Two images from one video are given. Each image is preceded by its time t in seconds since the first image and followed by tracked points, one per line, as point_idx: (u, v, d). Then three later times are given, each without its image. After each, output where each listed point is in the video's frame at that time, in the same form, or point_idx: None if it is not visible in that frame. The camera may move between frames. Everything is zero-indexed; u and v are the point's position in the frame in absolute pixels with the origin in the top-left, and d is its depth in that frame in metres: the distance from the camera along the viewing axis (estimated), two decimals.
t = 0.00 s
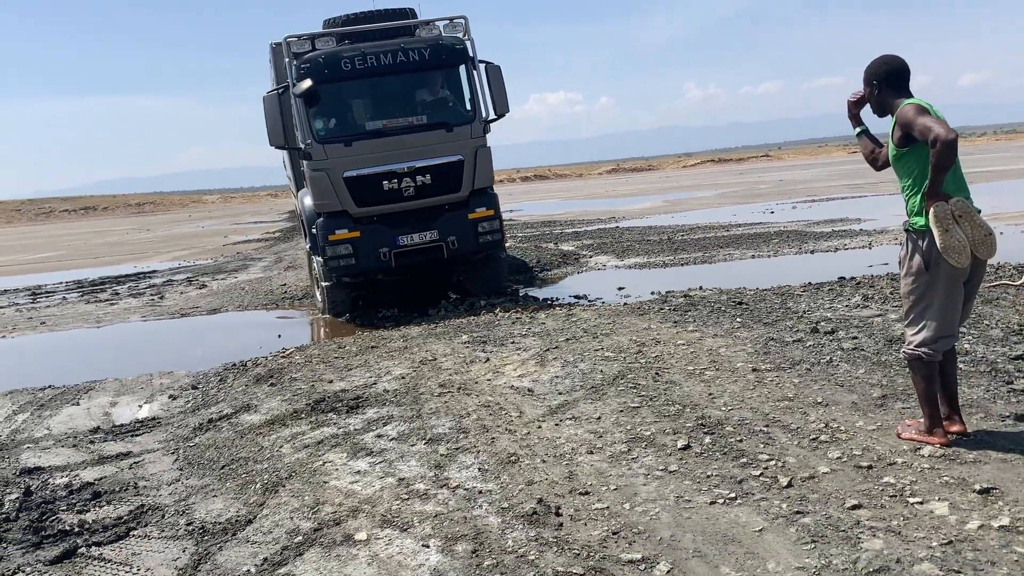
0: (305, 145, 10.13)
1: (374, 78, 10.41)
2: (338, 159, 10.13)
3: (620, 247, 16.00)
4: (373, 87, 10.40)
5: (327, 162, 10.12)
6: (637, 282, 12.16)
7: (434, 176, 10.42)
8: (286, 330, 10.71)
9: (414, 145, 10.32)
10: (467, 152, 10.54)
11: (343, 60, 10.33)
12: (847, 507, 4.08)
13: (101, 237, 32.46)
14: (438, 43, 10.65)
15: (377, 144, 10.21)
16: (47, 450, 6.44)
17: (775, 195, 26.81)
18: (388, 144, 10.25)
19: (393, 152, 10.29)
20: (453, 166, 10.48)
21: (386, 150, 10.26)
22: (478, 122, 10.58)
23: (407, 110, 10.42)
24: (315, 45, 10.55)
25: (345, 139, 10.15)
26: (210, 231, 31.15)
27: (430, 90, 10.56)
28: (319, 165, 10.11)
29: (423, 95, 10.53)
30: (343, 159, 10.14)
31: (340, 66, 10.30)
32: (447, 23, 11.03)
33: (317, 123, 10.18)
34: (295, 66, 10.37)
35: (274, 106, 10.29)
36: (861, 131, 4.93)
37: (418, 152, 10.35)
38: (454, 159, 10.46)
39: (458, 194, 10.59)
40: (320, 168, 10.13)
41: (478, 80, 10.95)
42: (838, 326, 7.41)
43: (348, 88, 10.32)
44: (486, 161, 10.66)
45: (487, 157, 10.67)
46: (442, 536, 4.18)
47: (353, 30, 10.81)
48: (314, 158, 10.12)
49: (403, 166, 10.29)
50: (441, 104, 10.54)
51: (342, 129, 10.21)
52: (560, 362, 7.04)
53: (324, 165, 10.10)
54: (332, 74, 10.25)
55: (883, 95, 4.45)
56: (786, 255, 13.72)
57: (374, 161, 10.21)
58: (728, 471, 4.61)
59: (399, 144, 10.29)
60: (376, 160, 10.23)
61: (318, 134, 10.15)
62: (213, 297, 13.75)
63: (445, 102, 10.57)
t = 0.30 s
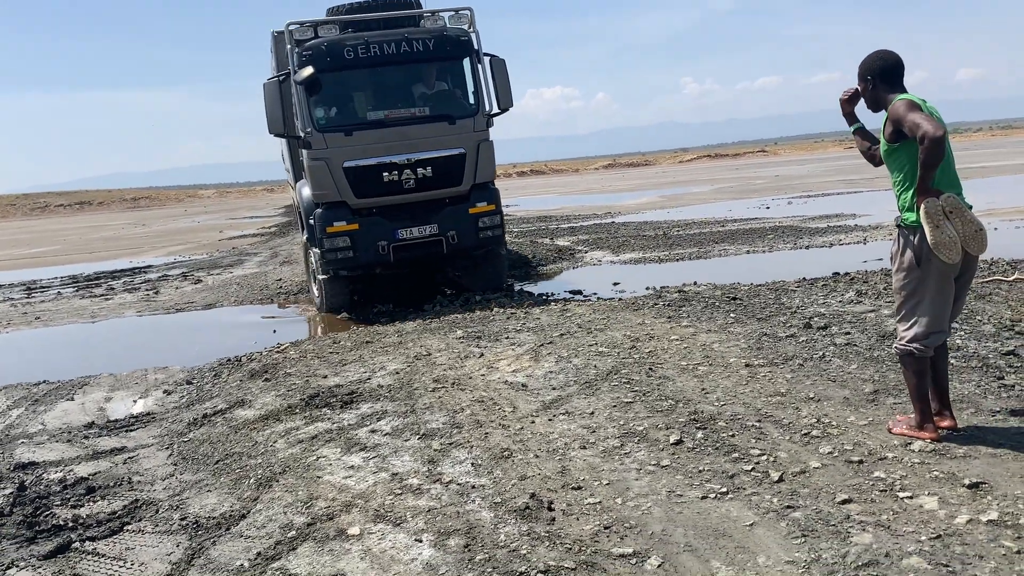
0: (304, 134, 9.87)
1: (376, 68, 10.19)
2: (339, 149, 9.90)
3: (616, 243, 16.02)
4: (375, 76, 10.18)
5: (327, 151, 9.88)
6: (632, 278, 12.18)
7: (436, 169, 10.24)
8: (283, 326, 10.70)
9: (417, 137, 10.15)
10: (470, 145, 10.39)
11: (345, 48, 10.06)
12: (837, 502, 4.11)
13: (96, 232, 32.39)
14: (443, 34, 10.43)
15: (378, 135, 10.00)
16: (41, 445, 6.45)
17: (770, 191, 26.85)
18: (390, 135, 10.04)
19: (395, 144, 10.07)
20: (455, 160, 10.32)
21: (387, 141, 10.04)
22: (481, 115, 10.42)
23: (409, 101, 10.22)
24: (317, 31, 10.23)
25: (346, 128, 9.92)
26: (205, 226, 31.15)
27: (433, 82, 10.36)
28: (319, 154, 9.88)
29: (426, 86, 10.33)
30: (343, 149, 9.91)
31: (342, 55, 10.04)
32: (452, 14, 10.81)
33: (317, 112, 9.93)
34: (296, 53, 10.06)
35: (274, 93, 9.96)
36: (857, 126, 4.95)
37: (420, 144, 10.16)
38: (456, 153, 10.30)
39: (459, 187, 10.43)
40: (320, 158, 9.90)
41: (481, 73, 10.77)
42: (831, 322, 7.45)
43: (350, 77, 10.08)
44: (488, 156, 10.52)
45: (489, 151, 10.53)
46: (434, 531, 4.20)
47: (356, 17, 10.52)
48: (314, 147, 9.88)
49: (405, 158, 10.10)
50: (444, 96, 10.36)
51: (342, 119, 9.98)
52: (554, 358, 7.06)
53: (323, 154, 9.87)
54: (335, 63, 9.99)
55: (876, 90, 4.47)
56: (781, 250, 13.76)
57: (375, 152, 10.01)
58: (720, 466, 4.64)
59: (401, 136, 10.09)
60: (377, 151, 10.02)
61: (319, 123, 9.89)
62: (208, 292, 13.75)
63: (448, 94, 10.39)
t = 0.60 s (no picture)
0: (302, 127, 9.60)
1: (377, 63, 9.89)
2: (337, 143, 9.62)
3: (608, 240, 16.04)
4: (375, 71, 9.89)
5: (325, 146, 9.61)
6: (623, 275, 12.19)
7: (435, 167, 9.98)
8: (274, 323, 10.67)
9: (417, 134, 9.86)
10: (471, 145, 10.12)
11: (347, 41, 9.77)
12: (826, 498, 4.14)
13: (87, 228, 32.26)
14: (447, 31, 10.14)
15: (378, 131, 9.71)
16: (31, 442, 6.43)
17: (762, 190, 26.94)
18: (390, 132, 9.76)
19: (394, 140, 9.80)
20: (455, 158, 10.05)
21: (386, 138, 9.77)
22: (483, 115, 10.14)
23: (410, 97, 9.94)
24: (319, 24, 9.99)
25: (345, 123, 9.64)
26: (197, 223, 31.06)
27: (435, 79, 10.06)
28: (316, 148, 9.60)
29: (428, 83, 10.04)
30: (341, 144, 9.64)
31: (344, 48, 9.75)
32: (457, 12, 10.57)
33: (316, 106, 9.64)
34: (297, 45, 9.77)
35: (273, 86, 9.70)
36: (852, 124, 4.97)
37: (420, 141, 9.89)
38: (457, 151, 10.03)
39: (459, 187, 10.16)
40: (317, 152, 9.62)
41: (484, 72, 10.49)
42: (822, 320, 7.48)
43: (350, 71, 9.78)
44: (489, 156, 10.25)
45: (490, 151, 10.24)
46: (424, 527, 4.21)
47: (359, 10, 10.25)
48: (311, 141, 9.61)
49: (404, 155, 9.82)
50: (445, 93, 10.06)
51: (341, 114, 9.69)
52: (545, 355, 7.07)
53: (321, 149, 9.60)
54: (336, 56, 9.70)
55: (868, 90, 4.49)
56: (772, 248, 13.80)
57: (373, 148, 9.74)
58: (710, 463, 4.66)
59: (401, 133, 9.81)
60: (375, 147, 9.75)
61: (317, 117, 9.61)
62: (200, 289, 13.71)
63: (449, 92, 10.10)
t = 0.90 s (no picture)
0: (295, 121, 9.53)
1: (371, 57, 9.84)
2: (330, 138, 9.56)
3: (598, 239, 16.05)
4: (369, 65, 9.83)
5: (319, 140, 9.54)
6: (613, 274, 12.21)
7: (429, 162, 9.94)
8: (262, 321, 10.61)
9: (411, 129, 9.80)
10: (465, 141, 10.08)
11: (341, 35, 9.71)
12: (815, 496, 4.16)
13: (73, 224, 32.00)
14: (442, 26, 10.12)
15: (372, 126, 9.65)
16: (18, 439, 6.37)
17: (750, 189, 27.03)
18: (384, 126, 9.70)
19: (388, 135, 9.74)
20: (449, 154, 10.01)
21: (380, 133, 9.71)
22: (478, 111, 10.10)
23: (404, 92, 9.89)
24: (312, 17, 9.90)
25: (338, 117, 9.57)
26: (184, 219, 30.85)
27: (429, 74, 10.02)
28: (309, 143, 9.54)
29: (422, 77, 9.99)
30: (335, 139, 9.57)
31: (337, 42, 9.69)
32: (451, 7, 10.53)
33: (309, 100, 9.56)
34: (289, 38, 9.69)
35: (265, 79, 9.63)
36: (851, 123, 4.99)
37: (414, 136, 9.83)
38: (451, 147, 9.98)
39: (453, 183, 10.13)
40: (310, 146, 9.56)
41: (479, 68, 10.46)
42: (810, 319, 7.52)
43: (344, 65, 9.72)
44: (483, 153, 10.21)
45: (484, 148, 10.21)
46: (414, 524, 4.20)
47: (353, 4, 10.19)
48: (304, 136, 9.53)
49: (398, 150, 9.78)
50: (440, 88, 10.02)
51: (335, 108, 9.62)
52: (535, 353, 7.08)
53: (314, 143, 9.54)
54: (329, 50, 9.63)
55: (864, 91, 4.52)
56: (761, 248, 13.86)
57: (367, 144, 9.68)
58: (700, 461, 4.68)
59: (395, 128, 9.75)
60: (369, 142, 9.69)
61: (311, 111, 9.54)
62: (188, 286, 13.64)
63: (444, 87, 10.06)
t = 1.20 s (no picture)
0: (278, 114, 9.47)
1: (355, 49, 9.79)
2: (314, 131, 9.50)
3: (581, 236, 16.08)
4: (353, 57, 9.79)
5: (302, 133, 9.49)
6: (596, 271, 12.24)
7: (414, 156, 9.90)
8: (244, 317, 10.54)
9: (396, 121, 9.76)
10: (452, 134, 10.03)
11: (324, 27, 9.67)
12: (795, 492, 4.19)
13: (51, 219, 31.62)
14: (426, 18, 10.08)
15: (356, 118, 9.61)
16: None
17: (732, 187, 27.17)
18: (368, 119, 9.65)
19: (373, 128, 9.70)
20: (435, 147, 9.97)
21: (364, 125, 9.67)
22: (463, 103, 10.05)
23: (389, 84, 9.85)
24: (295, 9, 9.87)
25: (322, 110, 9.52)
26: (165, 214, 30.57)
27: (414, 66, 9.96)
28: (293, 136, 9.47)
29: (407, 70, 9.95)
30: (319, 132, 9.52)
31: (321, 34, 9.65)
32: None
33: (292, 92, 9.51)
34: (272, 30, 9.64)
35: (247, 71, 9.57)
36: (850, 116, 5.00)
37: (399, 129, 9.79)
38: (437, 140, 9.94)
39: (439, 176, 10.09)
40: (294, 139, 9.50)
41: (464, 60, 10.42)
42: (791, 316, 7.58)
43: (327, 57, 9.67)
44: (470, 145, 10.17)
45: (470, 140, 10.17)
46: (397, 521, 4.20)
47: None
48: (288, 129, 9.48)
49: (383, 143, 9.73)
50: (425, 80, 9.98)
51: (319, 100, 9.57)
52: (519, 349, 7.09)
53: (298, 136, 9.48)
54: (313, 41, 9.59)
55: (868, 87, 4.54)
56: (743, 245, 13.94)
57: (352, 136, 9.64)
58: (681, 457, 4.70)
59: (379, 120, 9.70)
60: (353, 135, 9.64)
61: (294, 103, 9.49)
62: (169, 281, 13.52)
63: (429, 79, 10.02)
